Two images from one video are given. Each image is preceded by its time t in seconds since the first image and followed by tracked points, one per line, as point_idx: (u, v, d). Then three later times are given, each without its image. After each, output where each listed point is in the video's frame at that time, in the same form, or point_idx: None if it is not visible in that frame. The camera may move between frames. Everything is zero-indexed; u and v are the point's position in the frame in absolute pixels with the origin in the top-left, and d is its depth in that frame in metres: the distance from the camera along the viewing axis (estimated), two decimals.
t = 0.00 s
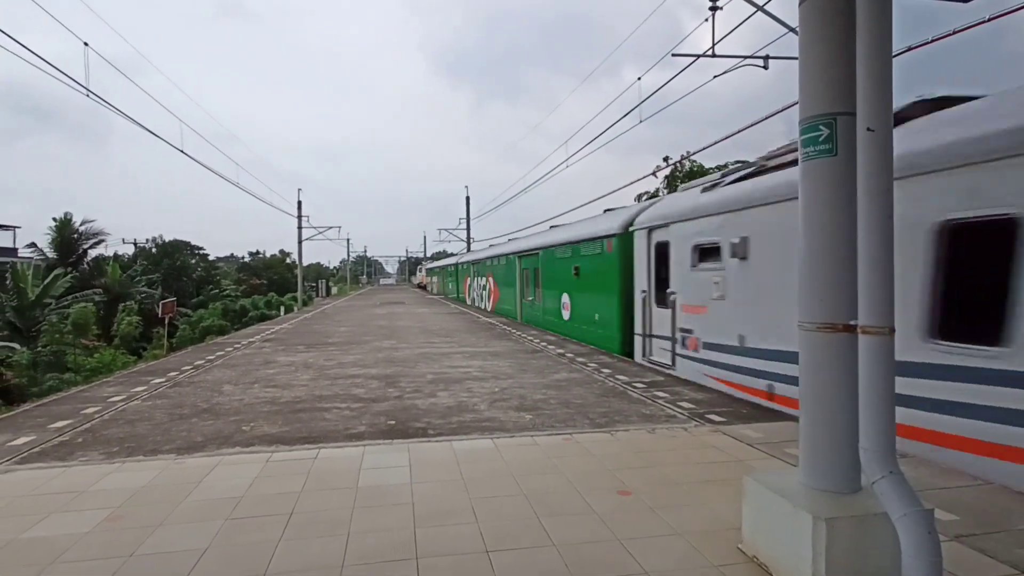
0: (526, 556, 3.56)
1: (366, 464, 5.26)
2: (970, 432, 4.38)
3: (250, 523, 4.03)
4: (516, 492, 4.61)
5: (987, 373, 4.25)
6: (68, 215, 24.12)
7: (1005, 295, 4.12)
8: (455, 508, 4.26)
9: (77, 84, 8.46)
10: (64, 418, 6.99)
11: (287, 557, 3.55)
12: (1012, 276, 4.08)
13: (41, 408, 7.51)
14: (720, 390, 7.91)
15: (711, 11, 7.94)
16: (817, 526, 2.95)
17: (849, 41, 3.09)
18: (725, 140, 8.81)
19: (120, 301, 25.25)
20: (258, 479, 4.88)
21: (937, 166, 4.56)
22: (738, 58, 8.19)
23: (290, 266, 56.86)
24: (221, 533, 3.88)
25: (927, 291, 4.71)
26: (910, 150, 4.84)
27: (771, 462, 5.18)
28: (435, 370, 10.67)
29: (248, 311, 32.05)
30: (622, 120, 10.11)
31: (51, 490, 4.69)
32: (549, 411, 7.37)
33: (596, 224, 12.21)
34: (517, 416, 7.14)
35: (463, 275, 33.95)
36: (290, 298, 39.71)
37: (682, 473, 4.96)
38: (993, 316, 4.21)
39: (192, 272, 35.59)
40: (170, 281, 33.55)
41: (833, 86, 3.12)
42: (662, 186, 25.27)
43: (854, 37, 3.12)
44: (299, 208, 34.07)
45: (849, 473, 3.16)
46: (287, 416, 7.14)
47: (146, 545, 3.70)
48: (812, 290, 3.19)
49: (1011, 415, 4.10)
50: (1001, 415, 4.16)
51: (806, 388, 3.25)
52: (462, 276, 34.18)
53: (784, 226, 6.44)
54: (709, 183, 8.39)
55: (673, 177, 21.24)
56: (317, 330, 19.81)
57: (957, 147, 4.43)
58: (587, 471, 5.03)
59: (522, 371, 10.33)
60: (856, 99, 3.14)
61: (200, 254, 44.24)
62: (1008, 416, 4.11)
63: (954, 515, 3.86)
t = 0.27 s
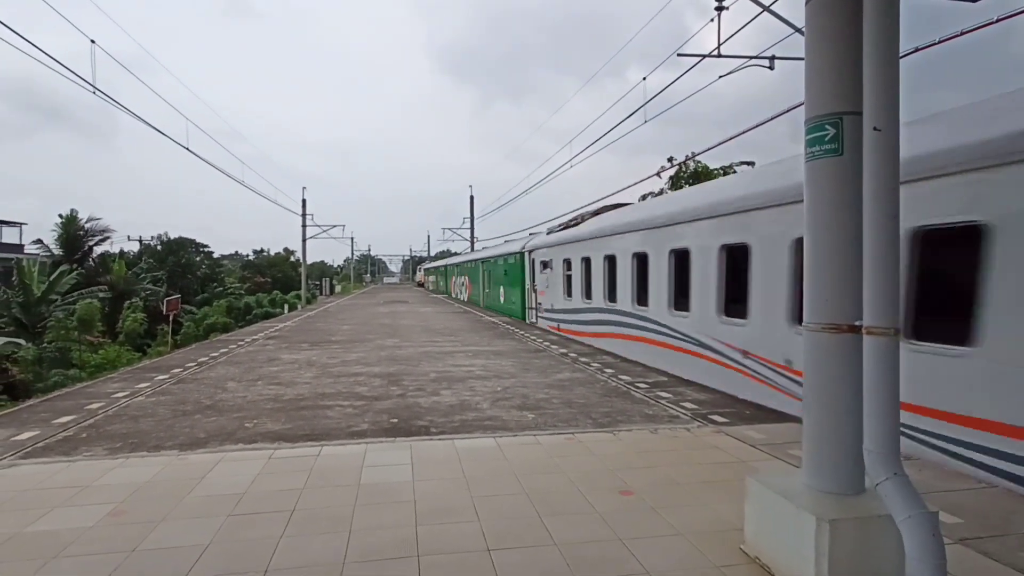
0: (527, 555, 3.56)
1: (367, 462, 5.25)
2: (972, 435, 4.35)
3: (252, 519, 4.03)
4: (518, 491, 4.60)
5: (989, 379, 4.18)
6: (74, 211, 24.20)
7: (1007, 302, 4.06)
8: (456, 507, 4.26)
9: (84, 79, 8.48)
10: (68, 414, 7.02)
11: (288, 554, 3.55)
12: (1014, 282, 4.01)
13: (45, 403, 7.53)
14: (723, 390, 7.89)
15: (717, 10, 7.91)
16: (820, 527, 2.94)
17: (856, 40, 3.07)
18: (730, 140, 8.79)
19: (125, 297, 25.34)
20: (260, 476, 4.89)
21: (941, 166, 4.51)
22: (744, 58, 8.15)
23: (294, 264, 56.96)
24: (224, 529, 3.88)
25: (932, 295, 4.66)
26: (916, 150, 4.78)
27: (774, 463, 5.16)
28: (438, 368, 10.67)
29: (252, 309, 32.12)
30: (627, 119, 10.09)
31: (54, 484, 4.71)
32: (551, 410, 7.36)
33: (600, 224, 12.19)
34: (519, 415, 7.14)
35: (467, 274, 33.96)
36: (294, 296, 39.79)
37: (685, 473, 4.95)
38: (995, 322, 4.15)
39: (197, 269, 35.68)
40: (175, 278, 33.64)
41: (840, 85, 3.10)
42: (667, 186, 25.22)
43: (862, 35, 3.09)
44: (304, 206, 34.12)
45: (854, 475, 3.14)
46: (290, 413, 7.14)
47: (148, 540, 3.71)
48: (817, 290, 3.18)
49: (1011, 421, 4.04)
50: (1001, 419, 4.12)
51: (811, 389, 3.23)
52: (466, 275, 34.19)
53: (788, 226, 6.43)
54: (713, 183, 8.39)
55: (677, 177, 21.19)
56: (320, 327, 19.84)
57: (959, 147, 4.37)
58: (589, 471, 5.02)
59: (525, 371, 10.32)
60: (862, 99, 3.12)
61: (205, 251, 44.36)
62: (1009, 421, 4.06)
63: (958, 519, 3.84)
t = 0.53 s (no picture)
0: (526, 555, 3.55)
1: (367, 461, 5.25)
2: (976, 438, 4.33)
3: (252, 518, 4.03)
4: (518, 491, 4.59)
5: (993, 382, 4.16)
6: (76, 209, 24.18)
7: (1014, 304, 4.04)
8: (456, 507, 4.25)
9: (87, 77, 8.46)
10: (69, 411, 7.02)
11: (286, 553, 3.54)
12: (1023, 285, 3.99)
13: (46, 400, 7.53)
14: (724, 392, 7.88)
15: (720, 10, 7.89)
16: (821, 530, 2.92)
17: (861, 39, 3.05)
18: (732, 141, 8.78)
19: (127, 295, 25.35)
20: (260, 474, 4.88)
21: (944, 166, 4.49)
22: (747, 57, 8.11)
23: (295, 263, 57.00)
24: (223, 527, 3.87)
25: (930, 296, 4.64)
26: (920, 150, 4.75)
27: (774, 465, 5.14)
28: (438, 368, 10.65)
29: (253, 307, 32.14)
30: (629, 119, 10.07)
31: (54, 482, 4.70)
32: (552, 410, 7.35)
33: (601, 224, 12.17)
34: (520, 415, 7.13)
35: (469, 274, 33.95)
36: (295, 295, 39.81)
37: (685, 474, 4.93)
38: (1001, 324, 4.12)
39: (199, 267, 35.72)
40: (176, 277, 33.67)
41: (844, 85, 3.08)
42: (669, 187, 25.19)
43: (865, 36, 3.08)
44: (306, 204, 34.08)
45: (855, 478, 3.13)
46: (290, 412, 7.14)
47: (147, 539, 3.70)
48: (819, 290, 3.16)
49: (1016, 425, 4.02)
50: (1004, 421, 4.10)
51: (812, 391, 3.22)
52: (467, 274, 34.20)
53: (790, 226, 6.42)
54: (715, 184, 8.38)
55: (679, 177, 21.17)
56: (321, 326, 19.85)
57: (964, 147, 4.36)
58: (589, 472, 5.01)
59: (526, 371, 10.31)
60: (866, 99, 3.11)
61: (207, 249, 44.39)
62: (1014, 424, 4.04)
63: (960, 522, 3.82)
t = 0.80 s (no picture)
0: (525, 556, 3.54)
1: (366, 461, 5.24)
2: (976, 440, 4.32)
3: (251, 518, 4.02)
4: (517, 491, 4.58)
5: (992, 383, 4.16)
6: (77, 208, 24.17)
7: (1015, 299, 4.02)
8: (456, 507, 4.23)
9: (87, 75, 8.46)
10: (69, 410, 7.01)
11: (285, 553, 3.53)
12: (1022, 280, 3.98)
13: (46, 399, 7.53)
14: (724, 392, 7.87)
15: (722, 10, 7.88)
16: (820, 531, 2.92)
17: (861, 39, 3.04)
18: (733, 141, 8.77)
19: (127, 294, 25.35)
20: (259, 474, 4.88)
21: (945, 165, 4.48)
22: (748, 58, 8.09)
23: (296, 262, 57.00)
24: (222, 527, 3.86)
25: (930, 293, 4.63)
26: (922, 150, 4.74)
27: (774, 466, 5.13)
28: (439, 367, 10.65)
29: (254, 306, 32.13)
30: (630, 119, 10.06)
31: (53, 480, 4.70)
32: (552, 411, 7.34)
33: (602, 224, 12.17)
34: (520, 415, 7.12)
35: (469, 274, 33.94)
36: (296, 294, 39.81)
37: (685, 475, 4.92)
38: (999, 320, 4.12)
39: (200, 266, 35.71)
40: (177, 275, 33.66)
41: (844, 85, 3.07)
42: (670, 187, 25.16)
43: (867, 36, 3.07)
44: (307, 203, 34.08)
45: (855, 479, 3.12)
46: (290, 411, 7.13)
47: (145, 538, 3.70)
48: (819, 291, 3.15)
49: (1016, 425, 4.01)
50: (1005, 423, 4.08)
51: (812, 392, 3.21)
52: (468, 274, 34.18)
53: (791, 226, 6.40)
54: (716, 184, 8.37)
55: (680, 178, 21.14)
56: (322, 325, 19.85)
57: (966, 146, 4.34)
58: (589, 472, 5.00)
59: (526, 371, 10.30)
60: (867, 99, 3.09)
61: (207, 248, 44.39)
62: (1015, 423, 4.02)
63: (959, 524, 3.81)
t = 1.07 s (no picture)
0: (525, 556, 3.53)
1: (367, 461, 5.24)
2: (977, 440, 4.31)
3: (251, 518, 4.01)
4: (517, 491, 4.57)
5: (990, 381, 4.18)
6: (78, 208, 24.19)
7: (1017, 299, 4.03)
8: (456, 507, 4.23)
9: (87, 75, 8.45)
10: (69, 410, 7.01)
11: (285, 553, 3.53)
12: None
13: (46, 399, 7.53)
14: (725, 392, 7.86)
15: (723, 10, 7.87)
16: (822, 531, 2.91)
17: (863, 39, 3.03)
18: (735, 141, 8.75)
19: (128, 294, 25.35)
20: (259, 474, 4.87)
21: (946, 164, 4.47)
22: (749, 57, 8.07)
23: (297, 262, 57.02)
24: (221, 527, 3.86)
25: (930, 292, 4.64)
26: (924, 148, 4.73)
27: (776, 466, 5.12)
28: (439, 367, 10.65)
29: (255, 306, 32.12)
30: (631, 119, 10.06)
31: (53, 481, 4.69)
32: (552, 411, 7.33)
33: (603, 224, 12.16)
34: (520, 415, 7.12)
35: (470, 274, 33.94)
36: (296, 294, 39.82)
37: (685, 475, 4.92)
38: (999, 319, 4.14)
39: (201, 266, 35.72)
40: (178, 276, 33.66)
41: (846, 84, 3.06)
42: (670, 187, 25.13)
43: (868, 35, 3.06)
44: (308, 203, 34.07)
45: (857, 479, 3.11)
46: (290, 411, 7.13)
47: (145, 538, 3.70)
48: (822, 292, 3.14)
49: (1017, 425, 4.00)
50: (1006, 423, 4.08)
51: (814, 392, 3.20)
52: (469, 274, 34.16)
53: (792, 225, 6.39)
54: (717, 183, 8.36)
55: (681, 177, 21.13)
56: (322, 325, 19.86)
57: (967, 145, 4.33)
58: (589, 472, 5.00)
59: (527, 371, 10.30)
60: (868, 98, 3.09)
61: (208, 249, 44.41)
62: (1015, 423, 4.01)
63: (961, 524, 3.80)
